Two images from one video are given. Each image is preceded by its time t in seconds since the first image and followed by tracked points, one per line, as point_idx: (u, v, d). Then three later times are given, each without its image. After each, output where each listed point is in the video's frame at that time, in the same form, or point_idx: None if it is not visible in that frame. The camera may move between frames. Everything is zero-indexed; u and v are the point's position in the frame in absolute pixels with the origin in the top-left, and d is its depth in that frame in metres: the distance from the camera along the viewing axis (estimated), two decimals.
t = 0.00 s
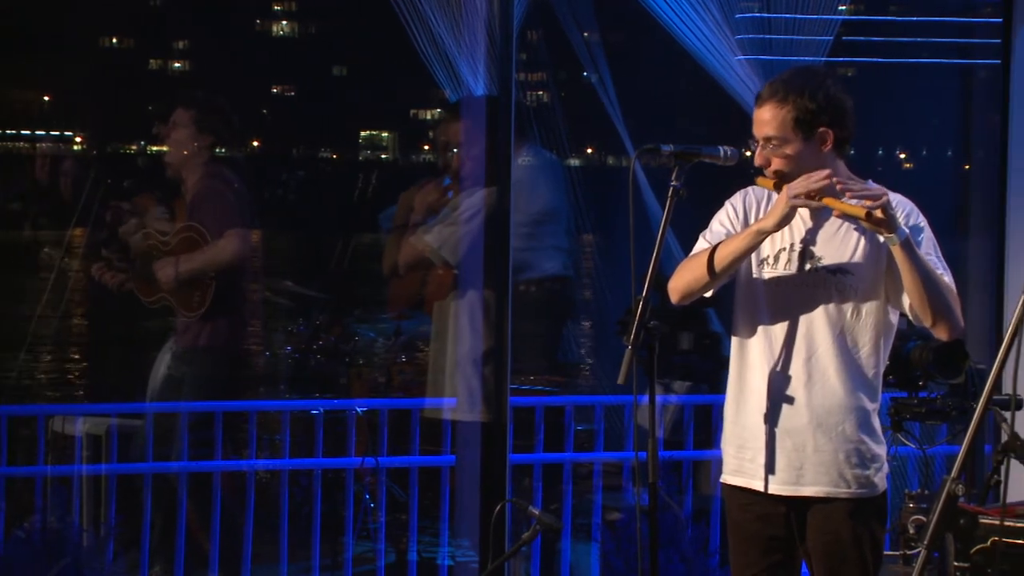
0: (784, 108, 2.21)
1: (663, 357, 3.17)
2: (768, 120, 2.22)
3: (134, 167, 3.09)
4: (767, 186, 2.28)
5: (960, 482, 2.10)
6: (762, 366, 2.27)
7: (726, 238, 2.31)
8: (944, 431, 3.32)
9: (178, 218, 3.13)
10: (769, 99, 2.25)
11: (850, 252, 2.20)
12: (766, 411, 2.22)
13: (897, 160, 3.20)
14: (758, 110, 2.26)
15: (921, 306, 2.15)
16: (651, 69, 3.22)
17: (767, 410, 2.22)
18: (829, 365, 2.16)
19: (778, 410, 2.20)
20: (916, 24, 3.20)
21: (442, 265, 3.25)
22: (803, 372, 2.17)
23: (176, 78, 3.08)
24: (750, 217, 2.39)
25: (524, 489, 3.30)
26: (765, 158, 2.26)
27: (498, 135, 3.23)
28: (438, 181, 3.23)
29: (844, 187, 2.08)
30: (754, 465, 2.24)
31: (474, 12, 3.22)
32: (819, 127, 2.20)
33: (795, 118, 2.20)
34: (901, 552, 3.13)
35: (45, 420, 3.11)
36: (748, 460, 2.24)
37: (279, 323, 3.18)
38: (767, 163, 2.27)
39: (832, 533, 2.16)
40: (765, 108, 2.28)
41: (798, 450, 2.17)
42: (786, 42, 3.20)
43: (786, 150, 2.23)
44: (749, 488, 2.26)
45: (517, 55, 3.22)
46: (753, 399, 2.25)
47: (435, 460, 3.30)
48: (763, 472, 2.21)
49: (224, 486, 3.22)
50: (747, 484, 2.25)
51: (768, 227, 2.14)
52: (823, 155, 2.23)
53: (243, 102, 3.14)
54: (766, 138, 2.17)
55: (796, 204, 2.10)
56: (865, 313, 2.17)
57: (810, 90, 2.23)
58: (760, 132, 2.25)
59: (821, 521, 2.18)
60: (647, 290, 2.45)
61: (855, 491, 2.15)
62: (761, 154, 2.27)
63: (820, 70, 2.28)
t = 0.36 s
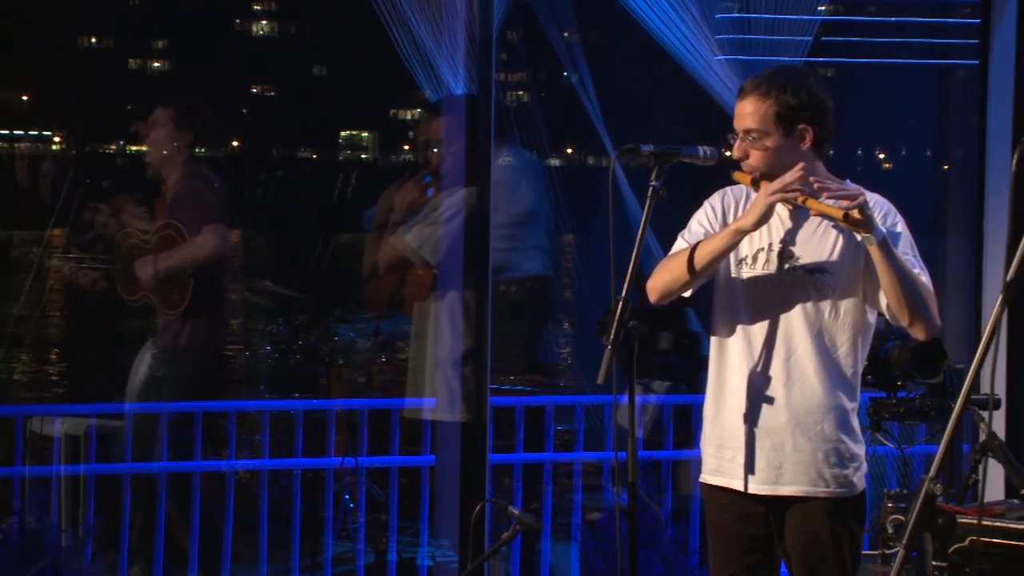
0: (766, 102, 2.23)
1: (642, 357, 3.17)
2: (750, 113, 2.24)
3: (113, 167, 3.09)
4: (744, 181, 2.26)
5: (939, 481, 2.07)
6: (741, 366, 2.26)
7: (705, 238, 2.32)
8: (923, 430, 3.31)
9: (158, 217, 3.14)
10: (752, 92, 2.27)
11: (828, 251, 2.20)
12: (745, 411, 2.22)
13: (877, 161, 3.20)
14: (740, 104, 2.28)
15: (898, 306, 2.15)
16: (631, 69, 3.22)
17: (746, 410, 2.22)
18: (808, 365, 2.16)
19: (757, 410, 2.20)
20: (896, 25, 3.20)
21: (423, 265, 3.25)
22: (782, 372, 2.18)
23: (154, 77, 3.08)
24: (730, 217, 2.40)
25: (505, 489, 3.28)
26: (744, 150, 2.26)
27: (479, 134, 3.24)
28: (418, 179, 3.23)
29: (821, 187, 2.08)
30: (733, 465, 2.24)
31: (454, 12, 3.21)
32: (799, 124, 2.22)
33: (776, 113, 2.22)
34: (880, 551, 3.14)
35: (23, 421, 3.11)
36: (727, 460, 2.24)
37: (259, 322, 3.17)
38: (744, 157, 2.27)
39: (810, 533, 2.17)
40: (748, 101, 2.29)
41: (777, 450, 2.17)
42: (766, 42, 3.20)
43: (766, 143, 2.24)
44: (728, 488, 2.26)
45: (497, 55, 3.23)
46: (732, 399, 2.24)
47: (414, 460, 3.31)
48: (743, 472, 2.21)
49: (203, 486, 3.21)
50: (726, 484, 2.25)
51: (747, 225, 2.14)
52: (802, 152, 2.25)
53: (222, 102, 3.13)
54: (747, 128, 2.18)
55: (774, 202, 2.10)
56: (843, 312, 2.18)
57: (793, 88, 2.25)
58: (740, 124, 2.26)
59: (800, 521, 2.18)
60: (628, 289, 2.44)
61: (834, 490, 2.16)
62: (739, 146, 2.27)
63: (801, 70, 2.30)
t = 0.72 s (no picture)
0: (733, 111, 2.24)
1: (616, 357, 3.18)
2: (718, 122, 2.25)
3: (87, 167, 3.09)
4: (719, 188, 2.30)
5: (909, 480, 2.07)
6: (713, 368, 2.27)
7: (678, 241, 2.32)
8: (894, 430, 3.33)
9: (135, 217, 3.13)
10: (719, 102, 2.28)
11: (800, 254, 2.23)
12: (717, 412, 2.23)
13: (848, 162, 3.22)
14: (708, 114, 2.29)
15: (870, 308, 2.18)
16: (604, 70, 3.23)
17: (718, 411, 2.23)
18: (779, 366, 2.18)
19: (729, 410, 2.22)
20: (866, 27, 3.23)
21: (399, 267, 3.24)
22: (754, 373, 2.19)
23: (130, 79, 3.09)
24: (702, 220, 2.42)
25: (478, 489, 3.30)
26: (715, 159, 2.27)
27: (453, 135, 3.25)
28: (392, 184, 3.23)
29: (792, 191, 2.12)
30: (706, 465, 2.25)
31: (428, 13, 3.23)
32: (768, 130, 2.23)
33: (744, 120, 2.23)
34: (851, 550, 3.16)
35: None
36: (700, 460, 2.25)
37: (233, 323, 3.17)
38: (717, 165, 2.29)
39: (782, 533, 2.18)
40: (715, 110, 2.31)
41: (748, 450, 2.18)
42: (738, 44, 3.21)
43: (735, 151, 2.25)
44: (700, 488, 2.27)
45: (470, 56, 3.24)
46: (704, 401, 2.26)
47: (389, 460, 3.33)
48: (715, 472, 2.23)
49: (178, 487, 3.21)
50: (698, 484, 2.26)
51: (722, 230, 2.16)
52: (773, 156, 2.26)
53: (197, 104, 3.15)
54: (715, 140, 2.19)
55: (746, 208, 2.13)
56: (815, 314, 2.20)
57: (759, 93, 2.26)
58: (710, 134, 2.28)
59: (772, 520, 2.20)
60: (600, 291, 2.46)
61: (806, 490, 2.17)
62: (711, 155, 2.28)
63: (766, 73, 2.31)
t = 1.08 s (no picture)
0: (708, 104, 2.27)
1: (584, 357, 3.20)
2: (693, 114, 2.28)
3: (55, 167, 3.09)
4: (687, 181, 2.33)
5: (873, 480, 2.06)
6: (680, 366, 2.27)
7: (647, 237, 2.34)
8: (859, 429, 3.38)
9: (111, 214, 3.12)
10: (695, 93, 2.31)
11: (767, 252, 2.24)
12: (684, 411, 2.23)
13: (814, 163, 3.24)
14: (683, 104, 2.32)
15: (835, 307, 2.19)
16: (572, 71, 3.24)
17: (685, 409, 2.23)
18: (746, 364, 2.18)
19: (695, 409, 2.21)
20: (833, 30, 3.24)
21: (367, 266, 3.23)
22: (720, 371, 2.19)
23: (98, 79, 3.11)
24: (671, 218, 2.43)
25: (447, 490, 3.34)
26: (686, 150, 2.30)
27: (422, 138, 3.25)
28: (363, 179, 3.22)
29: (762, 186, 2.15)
30: (672, 464, 2.24)
31: (397, 14, 3.23)
32: (741, 126, 2.27)
33: (718, 114, 2.26)
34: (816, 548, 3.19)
35: None
36: (666, 459, 2.25)
37: (201, 324, 3.16)
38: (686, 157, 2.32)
39: (748, 531, 2.17)
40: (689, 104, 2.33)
41: (714, 448, 2.18)
42: (706, 46, 3.22)
43: (707, 143, 2.28)
44: (667, 487, 2.26)
45: (440, 58, 3.25)
46: (671, 398, 2.26)
47: (357, 460, 3.33)
48: (681, 471, 2.22)
49: (146, 487, 3.21)
50: (665, 483, 2.25)
51: (688, 225, 2.17)
52: (743, 156, 2.29)
53: (165, 104, 3.16)
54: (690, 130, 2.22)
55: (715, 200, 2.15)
56: (781, 314, 2.22)
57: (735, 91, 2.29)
58: (683, 124, 2.30)
59: (739, 519, 2.19)
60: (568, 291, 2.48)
61: (771, 489, 2.17)
62: (682, 147, 2.31)
63: (744, 74, 2.35)
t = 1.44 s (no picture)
0: (669, 106, 2.29)
1: (547, 357, 3.19)
2: (654, 117, 2.29)
3: (18, 168, 3.10)
4: (648, 184, 2.33)
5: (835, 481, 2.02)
6: (644, 367, 2.28)
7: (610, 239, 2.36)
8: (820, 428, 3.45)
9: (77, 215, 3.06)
10: (657, 96, 2.33)
11: (728, 254, 2.27)
12: (648, 410, 2.24)
13: (776, 164, 3.28)
14: (644, 108, 2.33)
15: (797, 309, 2.22)
16: (535, 73, 3.26)
17: (648, 409, 2.24)
18: (709, 365, 2.20)
19: (659, 410, 2.23)
20: (794, 32, 3.28)
21: (333, 267, 3.20)
22: (684, 372, 2.21)
23: (62, 79, 3.13)
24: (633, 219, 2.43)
25: (410, 488, 3.35)
26: (647, 153, 2.32)
27: (385, 140, 3.22)
28: (325, 183, 3.21)
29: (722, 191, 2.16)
30: (636, 464, 2.25)
31: (360, 15, 3.23)
32: (701, 129, 2.28)
33: (679, 116, 2.28)
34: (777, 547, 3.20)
35: None
36: (630, 458, 2.25)
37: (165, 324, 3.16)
38: (648, 160, 2.33)
39: (711, 530, 2.19)
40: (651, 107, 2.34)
41: (678, 448, 2.19)
42: (666, 48, 3.25)
43: (669, 146, 2.29)
44: (630, 486, 2.27)
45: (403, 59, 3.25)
46: (635, 400, 2.26)
47: (322, 460, 3.33)
48: (645, 470, 2.23)
49: (111, 488, 3.20)
50: (629, 482, 2.26)
51: (649, 228, 2.19)
52: (704, 157, 2.30)
53: (130, 106, 3.18)
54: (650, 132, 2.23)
55: (674, 204, 2.16)
56: (744, 314, 2.24)
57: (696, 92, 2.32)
58: (644, 128, 2.32)
59: (701, 518, 2.20)
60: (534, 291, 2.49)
61: (734, 488, 2.19)
62: (643, 150, 2.32)
63: (704, 76, 2.37)
